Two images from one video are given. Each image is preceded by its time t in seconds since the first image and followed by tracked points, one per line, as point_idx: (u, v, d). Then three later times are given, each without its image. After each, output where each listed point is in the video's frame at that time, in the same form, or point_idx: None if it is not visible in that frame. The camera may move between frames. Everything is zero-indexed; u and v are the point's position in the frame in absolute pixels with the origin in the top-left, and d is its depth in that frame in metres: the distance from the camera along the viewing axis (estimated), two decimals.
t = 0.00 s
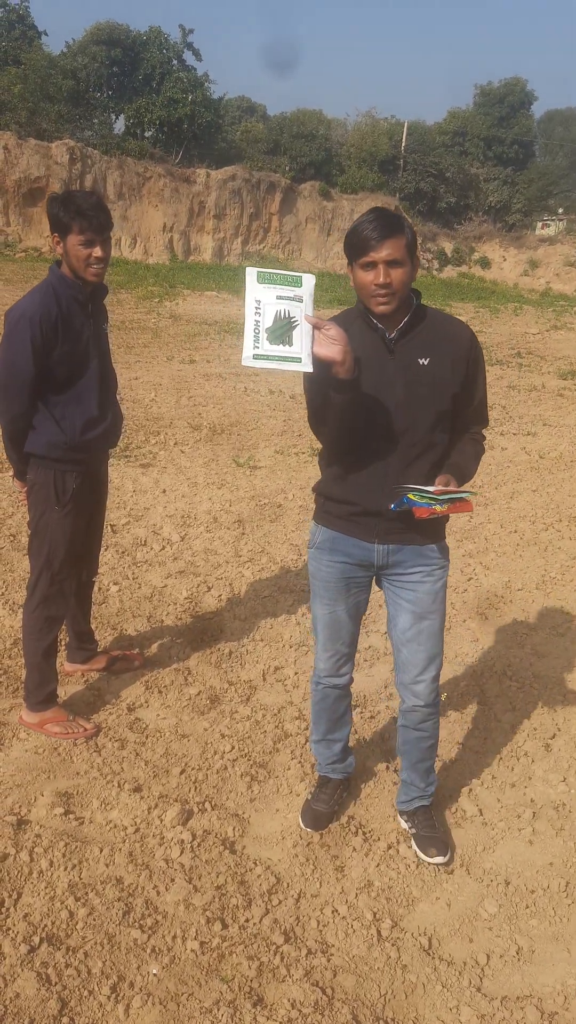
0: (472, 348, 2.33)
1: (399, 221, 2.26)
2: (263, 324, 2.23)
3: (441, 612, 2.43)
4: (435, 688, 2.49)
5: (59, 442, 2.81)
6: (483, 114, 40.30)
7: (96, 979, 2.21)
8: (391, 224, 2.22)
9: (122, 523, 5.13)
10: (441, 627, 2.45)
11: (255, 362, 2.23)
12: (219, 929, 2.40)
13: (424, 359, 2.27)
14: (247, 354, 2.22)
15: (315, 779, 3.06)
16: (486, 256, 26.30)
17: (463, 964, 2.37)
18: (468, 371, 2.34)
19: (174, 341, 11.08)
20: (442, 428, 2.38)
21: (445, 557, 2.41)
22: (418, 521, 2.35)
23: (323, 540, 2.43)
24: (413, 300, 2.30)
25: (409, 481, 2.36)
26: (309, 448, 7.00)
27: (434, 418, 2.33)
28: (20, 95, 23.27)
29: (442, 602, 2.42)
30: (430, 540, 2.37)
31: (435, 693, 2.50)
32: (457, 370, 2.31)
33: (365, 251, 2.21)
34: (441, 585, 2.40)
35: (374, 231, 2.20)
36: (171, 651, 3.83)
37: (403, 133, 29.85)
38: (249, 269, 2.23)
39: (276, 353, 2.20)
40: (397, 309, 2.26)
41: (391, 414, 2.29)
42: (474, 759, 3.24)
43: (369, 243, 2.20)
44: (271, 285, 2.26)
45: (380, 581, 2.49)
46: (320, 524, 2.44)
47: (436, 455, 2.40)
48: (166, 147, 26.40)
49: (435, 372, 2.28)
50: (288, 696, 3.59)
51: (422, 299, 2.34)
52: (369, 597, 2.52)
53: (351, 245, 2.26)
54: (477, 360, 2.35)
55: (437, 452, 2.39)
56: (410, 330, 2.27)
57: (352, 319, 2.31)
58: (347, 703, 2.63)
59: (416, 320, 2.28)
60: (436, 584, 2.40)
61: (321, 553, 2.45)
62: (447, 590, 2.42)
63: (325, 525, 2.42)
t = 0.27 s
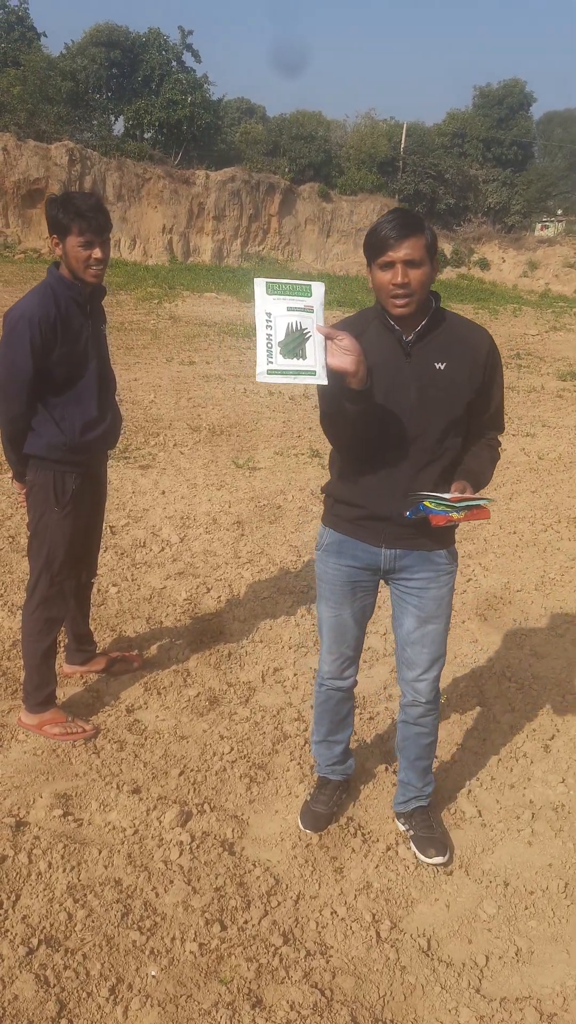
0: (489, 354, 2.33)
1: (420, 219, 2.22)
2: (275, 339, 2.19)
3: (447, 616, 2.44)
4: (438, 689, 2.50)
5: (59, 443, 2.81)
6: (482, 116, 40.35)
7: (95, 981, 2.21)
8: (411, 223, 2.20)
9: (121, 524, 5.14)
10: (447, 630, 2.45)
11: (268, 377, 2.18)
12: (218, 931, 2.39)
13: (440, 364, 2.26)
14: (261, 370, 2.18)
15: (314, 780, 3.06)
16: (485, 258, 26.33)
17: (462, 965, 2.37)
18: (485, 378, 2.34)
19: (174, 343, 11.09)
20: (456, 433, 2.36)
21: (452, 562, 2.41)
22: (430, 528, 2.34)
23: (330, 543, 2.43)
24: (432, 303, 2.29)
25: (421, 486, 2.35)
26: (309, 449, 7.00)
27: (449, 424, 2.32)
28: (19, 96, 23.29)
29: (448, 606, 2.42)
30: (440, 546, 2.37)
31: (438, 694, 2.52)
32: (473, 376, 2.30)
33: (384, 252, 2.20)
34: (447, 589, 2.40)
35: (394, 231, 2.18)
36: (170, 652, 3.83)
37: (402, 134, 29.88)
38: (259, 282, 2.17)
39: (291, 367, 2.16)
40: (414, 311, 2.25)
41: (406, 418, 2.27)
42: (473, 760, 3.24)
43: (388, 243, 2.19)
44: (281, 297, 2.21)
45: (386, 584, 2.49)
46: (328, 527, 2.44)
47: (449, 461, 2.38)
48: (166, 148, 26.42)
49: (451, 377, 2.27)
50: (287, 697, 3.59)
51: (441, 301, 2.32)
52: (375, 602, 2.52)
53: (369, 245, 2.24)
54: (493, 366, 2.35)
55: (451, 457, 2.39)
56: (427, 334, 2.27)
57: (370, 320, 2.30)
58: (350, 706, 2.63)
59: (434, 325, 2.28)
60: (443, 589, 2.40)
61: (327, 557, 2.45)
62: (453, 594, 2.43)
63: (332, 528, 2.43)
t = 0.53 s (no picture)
0: (501, 357, 2.32)
1: (427, 223, 2.23)
2: (281, 340, 2.19)
3: (451, 620, 2.44)
4: (440, 691, 2.51)
5: (58, 444, 2.81)
6: (480, 117, 40.39)
7: (94, 982, 2.21)
8: (420, 227, 2.20)
9: (120, 525, 5.14)
10: (450, 635, 2.45)
11: (274, 379, 2.19)
12: (218, 932, 2.39)
13: (451, 366, 2.25)
14: (267, 370, 2.20)
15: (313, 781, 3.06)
16: (483, 258, 26.35)
17: (462, 966, 2.37)
18: (495, 382, 2.33)
19: (172, 343, 11.09)
20: (464, 437, 2.36)
21: (458, 568, 2.40)
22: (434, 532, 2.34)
23: (334, 545, 2.44)
24: (443, 306, 2.28)
25: (426, 489, 2.34)
26: (307, 450, 7.01)
27: (457, 427, 2.31)
28: (17, 98, 23.28)
29: (451, 611, 2.43)
30: (444, 551, 2.37)
31: (439, 695, 2.53)
32: (483, 379, 2.30)
33: (393, 255, 2.20)
34: (451, 594, 2.40)
35: (403, 235, 2.19)
36: (169, 653, 3.83)
37: (400, 135, 29.92)
38: (265, 283, 2.18)
39: (296, 368, 2.16)
40: (425, 314, 2.23)
41: (413, 421, 2.27)
42: (472, 760, 3.24)
43: (398, 247, 2.19)
44: (287, 298, 2.22)
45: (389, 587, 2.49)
46: (333, 527, 2.44)
47: (456, 465, 2.38)
48: (164, 150, 26.42)
49: (461, 380, 2.26)
50: (286, 698, 3.59)
51: (452, 304, 2.32)
52: (378, 606, 2.51)
53: (378, 250, 2.24)
54: (505, 369, 2.34)
55: (459, 460, 2.38)
56: (437, 336, 2.26)
57: (380, 321, 2.29)
58: (351, 708, 2.63)
59: (445, 327, 2.27)
60: (446, 594, 2.40)
61: (330, 559, 2.45)
62: (456, 599, 2.43)
63: (337, 531, 2.44)
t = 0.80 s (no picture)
0: (506, 359, 2.31)
1: (430, 225, 2.22)
2: (284, 339, 2.18)
3: (453, 625, 2.44)
4: (441, 693, 2.52)
5: (56, 447, 2.80)
6: (478, 118, 40.46)
7: (92, 984, 2.21)
8: (422, 229, 2.19)
9: (118, 527, 5.14)
10: (452, 638, 2.45)
11: (277, 378, 2.17)
12: (216, 934, 2.39)
13: (455, 368, 2.26)
14: (269, 370, 2.17)
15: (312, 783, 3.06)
16: (481, 260, 26.39)
17: (461, 967, 2.37)
18: (500, 384, 2.33)
19: (170, 345, 11.09)
20: (468, 439, 2.36)
21: (461, 573, 2.40)
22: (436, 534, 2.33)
23: (337, 548, 2.44)
24: (448, 308, 2.29)
25: (430, 491, 2.35)
26: (306, 451, 7.01)
27: (461, 429, 2.31)
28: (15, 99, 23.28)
29: (454, 615, 2.42)
30: (446, 555, 2.36)
31: (440, 697, 2.53)
32: (488, 381, 2.30)
33: (396, 260, 2.19)
34: (454, 598, 2.40)
35: (405, 239, 2.18)
36: (167, 655, 3.83)
37: (398, 137, 29.95)
38: (269, 281, 2.18)
39: (300, 367, 2.15)
40: (430, 317, 2.24)
41: (417, 423, 2.27)
42: (471, 761, 3.24)
43: (400, 251, 2.18)
44: (291, 297, 2.22)
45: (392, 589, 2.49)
46: (336, 530, 2.45)
47: (461, 466, 2.38)
48: (162, 151, 26.44)
49: (465, 382, 2.27)
50: (285, 699, 3.59)
51: (456, 305, 2.32)
52: (380, 609, 2.51)
53: (382, 253, 2.24)
54: (511, 370, 2.33)
55: (463, 462, 2.38)
56: (442, 338, 2.26)
57: (384, 324, 2.30)
58: (353, 710, 2.63)
59: (449, 330, 2.27)
60: (449, 598, 2.40)
61: (333, 560, 2.46)
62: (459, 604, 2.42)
63: (340, 533, 2.44)
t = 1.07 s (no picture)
0: (506, 360, 2.32)
1: (431, 227, 2.22)
2: (284, 340, 2.18)
3: (452, 626, 2.44)
4: (439, 694, 2.52)
5: (54, 447, 2.80)
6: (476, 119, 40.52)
7: (90, 985, 2.21)
8: (423, 231, 2.19)
9: (116, 527, 5.14)
10: (451, 639, 2.46)
11: (277, 380, 2.17)
12: (214, 935, 2.39)
13: (455, 369, 2.26)
14: (269, 371, 2.18)
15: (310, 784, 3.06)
16: (480, 261, 26.42)
17: (458, 967, 2.38)
18: (501, 385, 2.33)
19: (169, 345, 11.09)
20: (468, 440, 2.37)
21: (460, 574, 2.40)
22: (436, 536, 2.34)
23: (336, 549, 2.44)
24: (449, 309, 2.29)
25: (430, 492, 2.35)
26: (304, 451, 7.01)
27: (461, 430, 2.31)
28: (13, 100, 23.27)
29: (453, 616, 2.43)
30: (447, 556, 2.36)
31: (439, 698, 2.54)
32: (488, 382, 2.30)
33: (397, 261, 2.19)
34: (453, 599, 2.40)
35: (406, 241, 2.18)
36: (165, 655, 3.83)
37: (396, 138, 29.98)
38: (268, 284, 2.18)
39: (299, 368, 2.14)
40: (430, 318, 2.25)
41: (417, 423, 2.27)
42: (469, 762, 3.25)
43: (401, 253, 2.18)
44: (291, 298, 2.21)
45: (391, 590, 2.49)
46: (336, 531, 2.45)
47: (460, 467, 2.38)
48: (160, 152, 26.43)
49: (466, 383, 2.27)
50: (283, 700, 3.59)
51: (457, 306, 2.33)
52: (379, 610, 2.52)
53: (382, 254, 2.24)
54: (511, 372, 2.33)
55: (463, 463, 2.38)
56: (442, 339, 2.26)
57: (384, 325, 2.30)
58: (352, 709, 2.64)
59: (450, 331, 2.28)
60: (448, 600, 2.40)
61: (333, 561, 2.46)
62: (458, 605, 2.43)
63: (339, 534, 2.44)
